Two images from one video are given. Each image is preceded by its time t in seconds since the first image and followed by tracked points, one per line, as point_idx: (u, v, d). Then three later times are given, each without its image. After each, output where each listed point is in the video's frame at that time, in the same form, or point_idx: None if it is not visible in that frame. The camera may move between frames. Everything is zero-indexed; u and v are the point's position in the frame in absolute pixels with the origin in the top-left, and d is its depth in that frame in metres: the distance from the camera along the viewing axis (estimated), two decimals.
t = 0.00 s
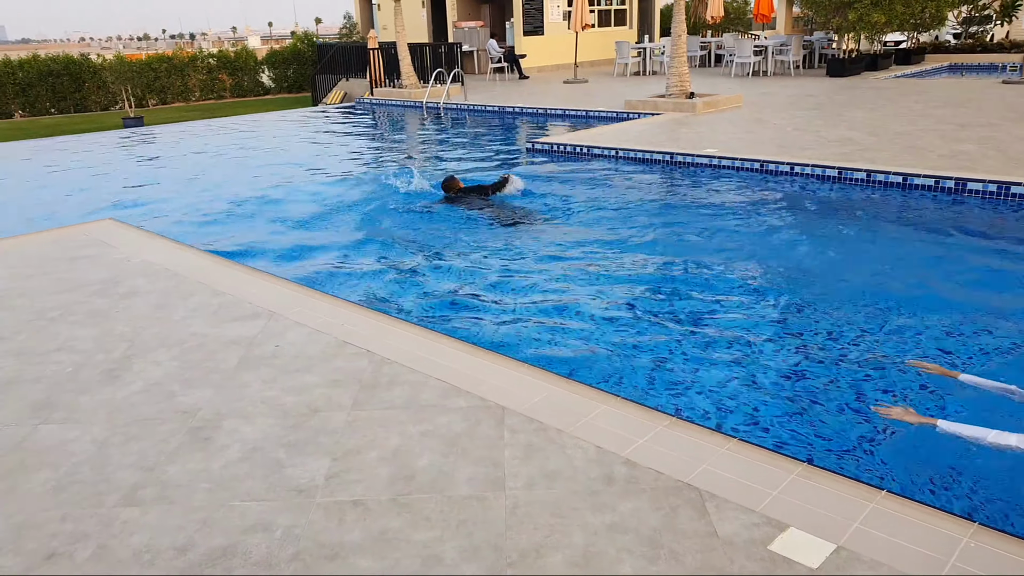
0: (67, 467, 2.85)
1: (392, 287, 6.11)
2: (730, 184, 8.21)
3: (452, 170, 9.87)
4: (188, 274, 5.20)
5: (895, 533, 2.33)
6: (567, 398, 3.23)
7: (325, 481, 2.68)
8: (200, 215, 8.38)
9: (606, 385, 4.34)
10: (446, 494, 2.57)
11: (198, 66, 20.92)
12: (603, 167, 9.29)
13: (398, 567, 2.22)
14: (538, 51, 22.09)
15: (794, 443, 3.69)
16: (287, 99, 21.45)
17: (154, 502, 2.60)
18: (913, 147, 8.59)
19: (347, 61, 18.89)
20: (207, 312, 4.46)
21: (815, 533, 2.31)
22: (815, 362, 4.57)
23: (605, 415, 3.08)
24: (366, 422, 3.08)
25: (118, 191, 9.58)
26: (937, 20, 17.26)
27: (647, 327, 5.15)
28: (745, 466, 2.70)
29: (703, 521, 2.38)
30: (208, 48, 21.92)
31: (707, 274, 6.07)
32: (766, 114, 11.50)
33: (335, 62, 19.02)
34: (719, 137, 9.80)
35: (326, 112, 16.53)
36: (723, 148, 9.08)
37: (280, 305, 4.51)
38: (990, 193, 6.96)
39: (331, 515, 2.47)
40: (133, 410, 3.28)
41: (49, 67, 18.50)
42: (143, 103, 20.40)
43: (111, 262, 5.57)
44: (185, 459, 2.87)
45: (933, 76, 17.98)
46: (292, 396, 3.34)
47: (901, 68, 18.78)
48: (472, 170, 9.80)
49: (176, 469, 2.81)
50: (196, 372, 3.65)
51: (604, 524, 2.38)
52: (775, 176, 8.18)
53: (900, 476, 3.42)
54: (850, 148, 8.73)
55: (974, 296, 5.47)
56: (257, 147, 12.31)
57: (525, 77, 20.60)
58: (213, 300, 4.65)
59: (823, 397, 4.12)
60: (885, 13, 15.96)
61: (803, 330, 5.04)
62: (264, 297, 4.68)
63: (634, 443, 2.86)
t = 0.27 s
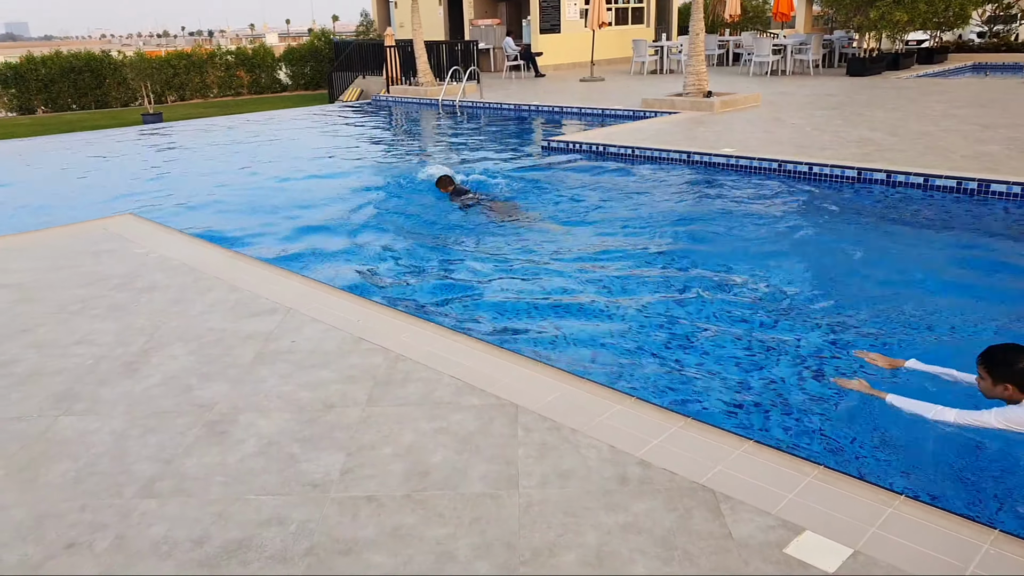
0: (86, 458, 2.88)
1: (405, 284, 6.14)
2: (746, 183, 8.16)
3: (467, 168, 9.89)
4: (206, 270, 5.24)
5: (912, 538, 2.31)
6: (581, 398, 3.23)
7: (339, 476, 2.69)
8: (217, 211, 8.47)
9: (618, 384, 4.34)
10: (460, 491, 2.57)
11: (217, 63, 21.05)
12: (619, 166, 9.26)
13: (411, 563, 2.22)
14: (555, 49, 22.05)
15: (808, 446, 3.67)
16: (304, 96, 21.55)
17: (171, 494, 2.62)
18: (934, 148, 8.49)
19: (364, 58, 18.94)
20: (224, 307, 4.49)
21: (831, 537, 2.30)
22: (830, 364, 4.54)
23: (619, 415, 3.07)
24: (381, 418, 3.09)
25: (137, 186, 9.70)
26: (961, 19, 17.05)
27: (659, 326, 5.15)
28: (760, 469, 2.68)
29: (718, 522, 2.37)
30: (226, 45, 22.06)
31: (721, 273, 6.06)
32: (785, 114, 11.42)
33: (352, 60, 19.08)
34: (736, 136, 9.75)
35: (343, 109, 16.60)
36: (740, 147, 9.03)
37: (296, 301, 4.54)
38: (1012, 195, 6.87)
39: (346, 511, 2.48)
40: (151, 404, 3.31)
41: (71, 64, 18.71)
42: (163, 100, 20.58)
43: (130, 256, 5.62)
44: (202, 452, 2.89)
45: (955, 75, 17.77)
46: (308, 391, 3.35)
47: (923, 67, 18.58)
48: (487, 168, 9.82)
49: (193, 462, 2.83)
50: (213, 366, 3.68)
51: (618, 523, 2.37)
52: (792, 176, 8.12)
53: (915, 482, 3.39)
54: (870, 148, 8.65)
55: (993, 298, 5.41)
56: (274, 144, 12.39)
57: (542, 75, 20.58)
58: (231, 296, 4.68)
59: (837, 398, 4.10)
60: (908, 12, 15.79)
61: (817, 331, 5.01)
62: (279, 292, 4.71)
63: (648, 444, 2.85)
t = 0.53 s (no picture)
0: (104, 455, 2.91)
1: (420, 284, 6.16)
2: (763, 186, 8.11)
3: (482, 168, 9.91)
4: (223, 268, 5.27)
5: (931, 545, 2.28)
6: (597, 400, 3.22)
7: (355, 476, 2.70)
8: (234, 210, 8.54)
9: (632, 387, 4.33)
10: (474, 492, 2.57)
11: (235, 63, 21.23)
12: (634, 168, 9.24)
13: (426, 563, 2.23)
14: (572, 50, 22.03)
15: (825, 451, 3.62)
16: (321, 96, 21.66)
17: (188, 492, 2.64)
18: (954, 151, 8.41)
19: (381, 59, 19.02)
20: (241, 305, 4.52)
21: (848, 543, 2.28)
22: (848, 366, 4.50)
23: (635, 418, 3.06)
24: (396, 418, 3.10)
25: (155, 184, 9.78)
26: (982, 21, 16.85)
27: (674, 328, 5.13)
28: (777, 473, 2.66)
29: (734, 527, 2.35)
30: (245, 45, 22.24)
31: (736, 275, 6.03)
32: (803, 116, 11.35)
33: (369, 60, 19.17)
34: (754, 138, 9.70)
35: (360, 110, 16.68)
36: (758, 149, 8.98)
37: (312, 301, 4.56)
38: None
39: (361, 510, 2.49)
40: (169, 401, 3.34)
41: (91, 63, 18.93)
42: (181, 99, 20.75)
43: (148, 254, 5.67)
44: (219, 450, 2.91)
45: (975, 78, 17.57)
46: (324, 390, 3.37)
47: (942, 70, 18.39)
48: (503, 168, 9.84)
49: (209, 460, 2.85)
50: (230, 364, 3.70)
51: (633, 527, 2.36)
52: (810, 179, 8.06)
53: (933, 486, 3.36)
54: (889, 151, 8.57)
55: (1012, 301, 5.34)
56: (292, 143, 12.47)
57: (558, 77, 20.56)
58: (248, 294, 4.72)
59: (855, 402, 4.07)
60: (928, 14, 15.66)
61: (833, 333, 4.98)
62: (295, 291, 4.74)
63: (664, 447, 2.83)
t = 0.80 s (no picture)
0: (115, 457, 2.92)
1: (429, 286, 6.19)
2: (772, 189, 8.10)
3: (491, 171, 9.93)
4: (234, 271, 5.29)
5: (943, 549, 2.26)
6: (607, 403, 3.21)
7: (364, 479, 2.70)
8: (244, 212, 8.59)
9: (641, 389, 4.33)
10: (484, 495, 2.57)
11: (246, 66, 21.37)
12: (643, 171, 9.25)
13: (436, 566, 2.22)
14: (582, 54, 22.06)
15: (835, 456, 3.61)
16: (332, 99, 21.74)
17: (198, 494, 2.65)
18: (966, 156, 8.36)
19: (391, 62, 19.09)
20: (252, 308, 4.54)
21: (859, 547, 2.26)
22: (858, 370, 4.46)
23: (645, 421, 3.05)
24: (406, 421, 3.10)
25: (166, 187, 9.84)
26: (992, 26, 16.79)
27: (683, 332, 5.12)
28: (787, 477, 2.65)
29: (745, 531, 2.34)
30: (256, 49, 22.38)
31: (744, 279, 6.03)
32: (814, 120, 11.31)
33: (379, 64, 19.25)
34: (764, 142, 9.67)
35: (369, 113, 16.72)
36: (768, 153, 8.96)
37: (322, 303, 4.57)
38: None
39: (370, 513, 2.49)
40: (179, 403, 3.35)
41: (103, 66, 19.08)
42: (192, 102, 20.87)
43: (159, 257, 5.70)
44: (229, 453, 2.92)
45: (986, 83, 17.50)
46: (334, 393, 3.37)
47: (953, 74, 18.32)
48: (512, 172, 9.85)
49: (219, 462, 2.86)
50: (240, 367, 3.72)
51: (643, 531, 2.35)
52: (820, 183, 8.04)
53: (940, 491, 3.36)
54: (900, 156, 8.54)
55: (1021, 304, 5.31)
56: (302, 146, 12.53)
57: (568, 80, 20.58)
58: (259, 297, 4.73)
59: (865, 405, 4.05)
60: (938, 19, 15.61)
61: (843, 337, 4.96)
62: (305, 294, 4.75)
63: (674, 450, 2.82)
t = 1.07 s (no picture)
0: (107, 461, 2.91)
1: (423, 288, 6.19)
2: (764, 192, 8.15)
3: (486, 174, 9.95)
4: (227, 273, 5.28)
5: (933, 550, 2.28)
6: (601, 406, 3.22)
7: (358, 482, 2.69)
8: (239, 215, 8.57)
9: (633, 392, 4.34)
10: (478, 498, 2.57)
11: (240, 68, 21.36)
12: (637, 174, 9.28)
13: (429, 569, 2.22)
14: (576, 57, 22.11)
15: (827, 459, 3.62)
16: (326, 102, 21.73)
17: (190, 498, 2.64)
18: (956, 160, 8.42)
19: (385, 65, 19.09)
20: (245, 311, 4.52)
21: (851, 548, 2.27)
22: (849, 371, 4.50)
23: (639, 424, 3.05)
24: (400, 424, 3.09)
25: (159, 189, 9.80)
26: (982, 31, 16.92)
27: (678, 333, 5.15)
28: (780, 479, 2.66)
29: (737, 532, 2.35)
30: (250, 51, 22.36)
31: (738, 281, 6.06)
32: (806, 124, 11.37)
33: (373, 67, 19.26)
34: (757, 146, 9.71)
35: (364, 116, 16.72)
36: (761, 157, 9.00)
37: (316, 306, 4.56)
38: None
39: (364, 516, 2.49)
40: (173, 407, 3.34)
41: (95, 68, 19.03)
42: (185, 104, 20.82)
43: (152, 259, 5.68)
44: (222, 456, 2.91)
45: (976, 87, 17.63)
46: (328, 396, 3.37)
47: (943, 79, 18.44)
48: (506, 175, 9.87)
49: (212, 465, 2.85)
50: (233, 369, 3.71)
51: (637, 533, 2.36)
52: (813, 186, 8.08)
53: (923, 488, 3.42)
54: (892, 160, 8.59)
55: (1009, 306, 5.36)
56: (296, 149, 12.52)
57: (562, 84, 20.62)
58: (253, 299, 4.72)
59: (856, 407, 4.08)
60: (929, 24, 15.73)
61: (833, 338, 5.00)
62: (300, 297, 4.74)
63: (668, 452, 2.83)
